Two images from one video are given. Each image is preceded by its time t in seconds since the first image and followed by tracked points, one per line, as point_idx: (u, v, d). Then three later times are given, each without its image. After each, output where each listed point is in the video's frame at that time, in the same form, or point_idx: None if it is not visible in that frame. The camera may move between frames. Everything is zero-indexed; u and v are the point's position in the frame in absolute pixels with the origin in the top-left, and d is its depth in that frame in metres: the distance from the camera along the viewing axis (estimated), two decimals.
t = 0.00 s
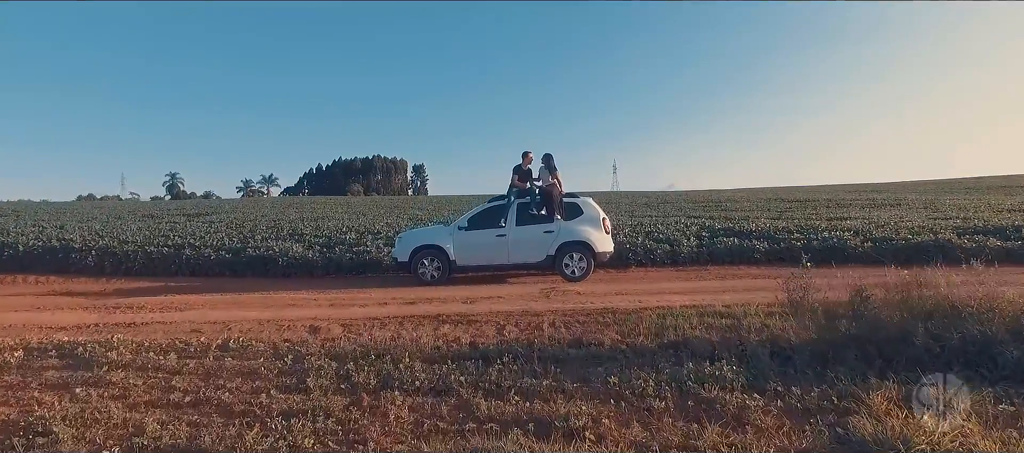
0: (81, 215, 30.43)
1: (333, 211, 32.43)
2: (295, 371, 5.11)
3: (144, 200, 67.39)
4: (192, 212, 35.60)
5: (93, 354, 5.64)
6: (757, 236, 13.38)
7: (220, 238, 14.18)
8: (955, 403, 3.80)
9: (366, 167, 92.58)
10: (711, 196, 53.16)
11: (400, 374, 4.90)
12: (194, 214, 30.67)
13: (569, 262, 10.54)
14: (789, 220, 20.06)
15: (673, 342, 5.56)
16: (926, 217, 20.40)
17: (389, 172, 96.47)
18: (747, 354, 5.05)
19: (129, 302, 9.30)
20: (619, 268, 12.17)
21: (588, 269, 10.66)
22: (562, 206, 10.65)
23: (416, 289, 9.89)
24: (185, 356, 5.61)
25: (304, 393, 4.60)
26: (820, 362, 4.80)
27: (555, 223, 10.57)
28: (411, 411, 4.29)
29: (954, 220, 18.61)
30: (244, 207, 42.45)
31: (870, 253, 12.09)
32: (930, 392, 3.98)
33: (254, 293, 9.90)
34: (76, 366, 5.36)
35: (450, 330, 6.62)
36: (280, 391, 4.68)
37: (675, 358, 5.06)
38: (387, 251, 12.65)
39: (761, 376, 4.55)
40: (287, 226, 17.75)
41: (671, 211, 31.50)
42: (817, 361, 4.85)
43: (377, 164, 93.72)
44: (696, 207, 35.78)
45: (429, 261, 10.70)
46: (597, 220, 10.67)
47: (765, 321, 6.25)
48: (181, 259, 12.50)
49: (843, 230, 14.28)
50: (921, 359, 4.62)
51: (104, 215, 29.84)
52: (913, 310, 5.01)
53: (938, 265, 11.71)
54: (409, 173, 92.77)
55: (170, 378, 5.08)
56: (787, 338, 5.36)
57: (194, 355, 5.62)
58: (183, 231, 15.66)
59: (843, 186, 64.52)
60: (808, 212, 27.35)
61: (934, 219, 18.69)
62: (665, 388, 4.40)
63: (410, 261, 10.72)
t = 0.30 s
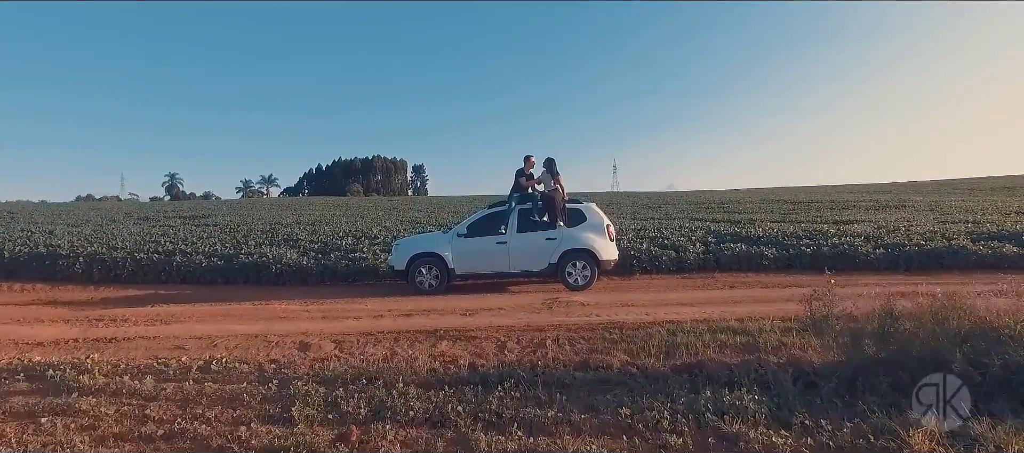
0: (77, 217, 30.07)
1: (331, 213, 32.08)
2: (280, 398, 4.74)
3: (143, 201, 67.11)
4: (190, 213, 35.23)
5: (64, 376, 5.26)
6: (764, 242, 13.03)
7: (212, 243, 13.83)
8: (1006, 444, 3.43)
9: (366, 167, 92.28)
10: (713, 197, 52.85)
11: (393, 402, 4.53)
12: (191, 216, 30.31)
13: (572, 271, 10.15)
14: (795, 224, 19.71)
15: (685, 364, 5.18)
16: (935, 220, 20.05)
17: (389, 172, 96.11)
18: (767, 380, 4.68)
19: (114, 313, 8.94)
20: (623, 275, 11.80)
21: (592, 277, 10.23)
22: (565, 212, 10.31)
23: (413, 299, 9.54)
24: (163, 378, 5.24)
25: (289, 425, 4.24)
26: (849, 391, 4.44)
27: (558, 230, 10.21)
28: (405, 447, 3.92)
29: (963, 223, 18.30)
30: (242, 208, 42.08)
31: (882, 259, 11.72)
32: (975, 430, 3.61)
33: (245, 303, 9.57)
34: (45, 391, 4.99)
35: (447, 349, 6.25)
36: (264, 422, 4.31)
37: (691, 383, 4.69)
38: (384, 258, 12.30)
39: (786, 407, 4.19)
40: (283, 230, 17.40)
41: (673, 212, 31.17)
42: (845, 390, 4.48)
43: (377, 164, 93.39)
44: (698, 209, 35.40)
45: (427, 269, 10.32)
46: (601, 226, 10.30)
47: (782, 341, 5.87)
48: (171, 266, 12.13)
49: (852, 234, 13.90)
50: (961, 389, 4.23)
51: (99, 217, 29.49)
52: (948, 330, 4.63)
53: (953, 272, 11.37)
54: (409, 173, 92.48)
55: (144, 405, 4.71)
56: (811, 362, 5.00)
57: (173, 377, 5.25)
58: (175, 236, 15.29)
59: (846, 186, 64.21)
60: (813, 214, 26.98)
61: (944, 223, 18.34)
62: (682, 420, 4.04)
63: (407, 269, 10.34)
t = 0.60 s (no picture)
0: (71, 220, 29.62)
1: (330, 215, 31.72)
2: (262, 427, 4.37)
3: (141, 203, 66.64)
4: (187, 215, 34.84)
5: (30, 400, 4.87)
6: (773, 248, 12.67)
7: (204, 248, 13.46)
8: None
9: (366, 167, 91.98)
10: (715, 198, 52.50)
11: (384, 433, 4.15)
12: (187, 219, 29.92)
13: (575, 279, 9.76)
14: (801, 228, 19.34)
15: (700, 389, 4.80)
16: (943, 224, 19.68)
17: (388, 173, 95.76)
18: (791, 409, 4.30)
19: (98, 324, 8.58)
20: (627, 283, 11.44)
21: (595, 286, 9.85)
22: (568, 220, 9.97)
23: (409, 309, 9.16)
24: (138, 403, 4.86)
25: None
26: (883, 423, 4.06)
27: (560, 237, 9.85)
28: None
29: (973, 227, 17.93)
30: (240, 210, 41.66)
31: (895, 266, 11.36)
32: None
33: (236, 314, 9.21)
34: (8, 418, 4.61)
35: (444, 369, 5.87)
36: None
37: (709, 412, 4.31)
38: (381, 265, 11.94)
39: (815, 441, 3.81)
40: (278, 234, 17.04)
41: (675, 215, 30.79)
42: (877, 421, 4.09)
43: (377, 164, 93.07)
44: (700, 211, 35.04)
45: (425, 278, 9.93)
46: (605, 233, 9.92)
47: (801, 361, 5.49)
48: (161, 273, 11.78)
49: (862, 239, 13.54)
50: (1009, 423, 3.84)
51: (94, 220, 29.10)
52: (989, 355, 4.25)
53: (968, 280, 11.00)
54: (409, 173, 92.17)
55: (114, 435, 4.33)
56: (837, 388, 4.61)
57: (148, 401, 4.88)
58: (167, 240, 14.93)
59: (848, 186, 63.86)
60: (818, 217, 26.63)
61: (953, 227, 17.98)
62: None
63: (404, 278, 9.96)
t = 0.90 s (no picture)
0: (67, 221, 29.19)
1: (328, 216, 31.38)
2: None
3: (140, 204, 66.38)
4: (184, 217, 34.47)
5: None
6: (781, 253, 12.30)
7: (195, 253, 13.10)
8: None
9: (366, 167, 91.65)
10: (717, 199, 52.18)
11: None
12: (184, 221, 29.55)
13: (578, 288, 9.39)
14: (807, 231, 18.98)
15: (716, 417, 4.44)
16: (951, 227, 19.32)
17: (390, 173, 95.55)
18: (817, 442, 3.95)
19: (80, 336, 8.22)
20: (631, 290, 11.07)
21: (599, 295, 9.47)
22: (570, 226, 9.61)
23: (405, 319, 8.79)
24: (107, 431, 4.49)
25: None
26: None
27: (562, 244, 9.48)
28: None
29: (983, 230, 17.57)
30: (238, 212, 41.29)
31: (908, 273, 10.98)
32: None
33: (224, 325, 8.85)
34: None
35: (439, 390, 5.50)
36: None
37: (727, 446, 3.95)
38: (377, 271, 11.58)
39: None
40: (272, 237, 16.66)
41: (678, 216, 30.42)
42: None
43: (377, 164, 92.71)
44: (702, 212, 34.71)
45: (421, 286, 9.56)
46: (609, 240, 9.56)
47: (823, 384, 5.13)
48: (149, 279, 11.41)
49: (873, 243, 13.18)
50: None
51: (92, 222, 28.75)
52: None
53: (984, 288, 10.64)
54: (409, 173, 91.82)
55: None
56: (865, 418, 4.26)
57: (119, 429, 4.51)
58: (158, 245, 14.55)
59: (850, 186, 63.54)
60: (823, 219, 26.26)
61: (963, 230, 17.60)
62: None
63: (400, 286, 9.59)
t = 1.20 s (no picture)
0: (61, 223, 28.79)
1: (326, 218, 31.01)
2: None
3: (138, 205, 65.90)
4: (181, 219, 34.09)
5: None
6: (788, 259, 11.93)
7: (185, 259, 12.73)
8: None
9: (366, 167, 91.40)
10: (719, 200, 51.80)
11: None
12: (181, 223, 29.18)
13: (580, 298, 9.03)
14: (812, 235, 18.61)
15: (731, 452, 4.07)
16: (959, 230, 18.97)
17: (389, 173, 95.25)
18: None
19: (58, 349, 7.85)
20: (634, 299, 10.71)
21: (601, 305, 9.10)
22: (570, 233, 9.24)
23: (399, 331, 8.43)
24: None
25: None
26: None
27: (562, 252, 9.12)
28: None
29: (993, 233, 17.22)
30: (236, 213, 40.89)
31: (921, 281, 10.62)
32: None
33: (211, 337, 8.49)
34: None
35: (432, 415, 5.13)
36: None
37: None
38: (371, 279, 11.21)
39: None
40: (266, 242, 16.30)
41: (680, 218, 30.05)
42: None
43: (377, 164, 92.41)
44: (704, 214, 34.34)
45: (416, 296, 9.19)
46: (611, 248, 9.19)
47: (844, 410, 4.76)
48: (135, 287, 11.03)
49: (882, 248, 12.81)
50: None
51: (86, 224, 28.34)
52: None
53: (1000, 296, 10.27)
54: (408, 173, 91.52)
55: None
56: None
57: None
58: (147, 249, 14.19)
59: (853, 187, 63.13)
60: (827, 222, 25.90)
61: (972, 233, 17.24)
62: None
63: (394, 296, 9.23)
